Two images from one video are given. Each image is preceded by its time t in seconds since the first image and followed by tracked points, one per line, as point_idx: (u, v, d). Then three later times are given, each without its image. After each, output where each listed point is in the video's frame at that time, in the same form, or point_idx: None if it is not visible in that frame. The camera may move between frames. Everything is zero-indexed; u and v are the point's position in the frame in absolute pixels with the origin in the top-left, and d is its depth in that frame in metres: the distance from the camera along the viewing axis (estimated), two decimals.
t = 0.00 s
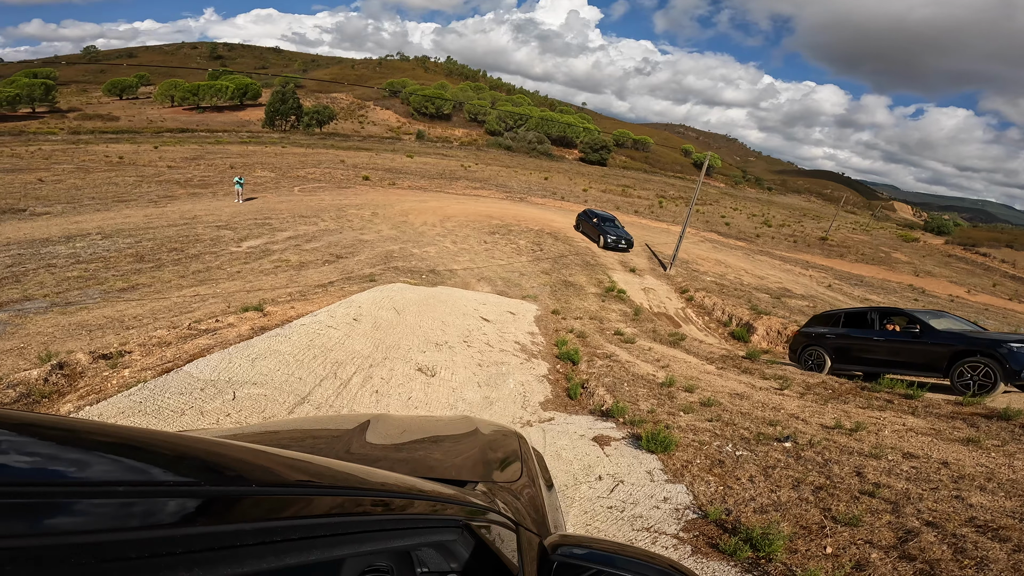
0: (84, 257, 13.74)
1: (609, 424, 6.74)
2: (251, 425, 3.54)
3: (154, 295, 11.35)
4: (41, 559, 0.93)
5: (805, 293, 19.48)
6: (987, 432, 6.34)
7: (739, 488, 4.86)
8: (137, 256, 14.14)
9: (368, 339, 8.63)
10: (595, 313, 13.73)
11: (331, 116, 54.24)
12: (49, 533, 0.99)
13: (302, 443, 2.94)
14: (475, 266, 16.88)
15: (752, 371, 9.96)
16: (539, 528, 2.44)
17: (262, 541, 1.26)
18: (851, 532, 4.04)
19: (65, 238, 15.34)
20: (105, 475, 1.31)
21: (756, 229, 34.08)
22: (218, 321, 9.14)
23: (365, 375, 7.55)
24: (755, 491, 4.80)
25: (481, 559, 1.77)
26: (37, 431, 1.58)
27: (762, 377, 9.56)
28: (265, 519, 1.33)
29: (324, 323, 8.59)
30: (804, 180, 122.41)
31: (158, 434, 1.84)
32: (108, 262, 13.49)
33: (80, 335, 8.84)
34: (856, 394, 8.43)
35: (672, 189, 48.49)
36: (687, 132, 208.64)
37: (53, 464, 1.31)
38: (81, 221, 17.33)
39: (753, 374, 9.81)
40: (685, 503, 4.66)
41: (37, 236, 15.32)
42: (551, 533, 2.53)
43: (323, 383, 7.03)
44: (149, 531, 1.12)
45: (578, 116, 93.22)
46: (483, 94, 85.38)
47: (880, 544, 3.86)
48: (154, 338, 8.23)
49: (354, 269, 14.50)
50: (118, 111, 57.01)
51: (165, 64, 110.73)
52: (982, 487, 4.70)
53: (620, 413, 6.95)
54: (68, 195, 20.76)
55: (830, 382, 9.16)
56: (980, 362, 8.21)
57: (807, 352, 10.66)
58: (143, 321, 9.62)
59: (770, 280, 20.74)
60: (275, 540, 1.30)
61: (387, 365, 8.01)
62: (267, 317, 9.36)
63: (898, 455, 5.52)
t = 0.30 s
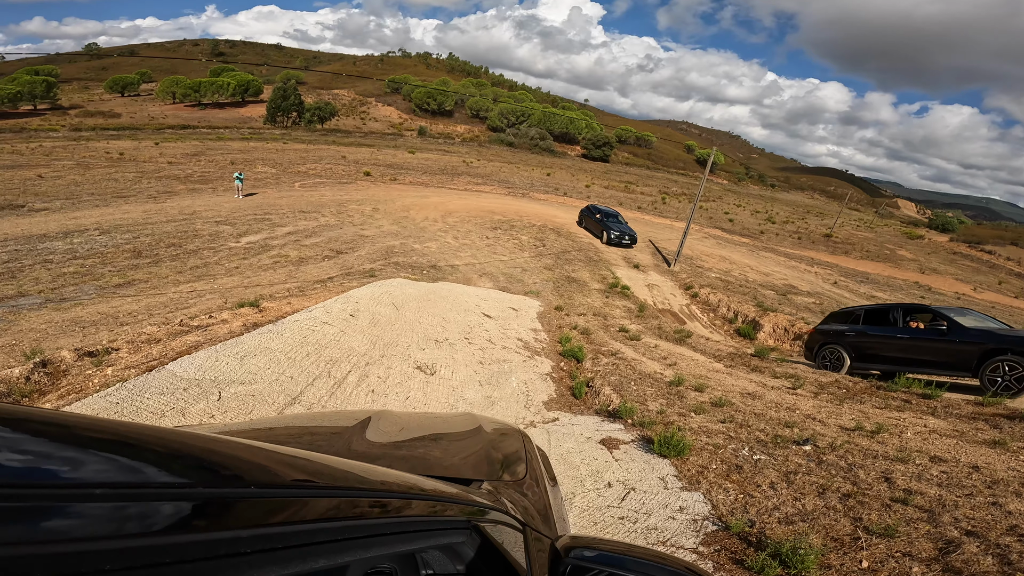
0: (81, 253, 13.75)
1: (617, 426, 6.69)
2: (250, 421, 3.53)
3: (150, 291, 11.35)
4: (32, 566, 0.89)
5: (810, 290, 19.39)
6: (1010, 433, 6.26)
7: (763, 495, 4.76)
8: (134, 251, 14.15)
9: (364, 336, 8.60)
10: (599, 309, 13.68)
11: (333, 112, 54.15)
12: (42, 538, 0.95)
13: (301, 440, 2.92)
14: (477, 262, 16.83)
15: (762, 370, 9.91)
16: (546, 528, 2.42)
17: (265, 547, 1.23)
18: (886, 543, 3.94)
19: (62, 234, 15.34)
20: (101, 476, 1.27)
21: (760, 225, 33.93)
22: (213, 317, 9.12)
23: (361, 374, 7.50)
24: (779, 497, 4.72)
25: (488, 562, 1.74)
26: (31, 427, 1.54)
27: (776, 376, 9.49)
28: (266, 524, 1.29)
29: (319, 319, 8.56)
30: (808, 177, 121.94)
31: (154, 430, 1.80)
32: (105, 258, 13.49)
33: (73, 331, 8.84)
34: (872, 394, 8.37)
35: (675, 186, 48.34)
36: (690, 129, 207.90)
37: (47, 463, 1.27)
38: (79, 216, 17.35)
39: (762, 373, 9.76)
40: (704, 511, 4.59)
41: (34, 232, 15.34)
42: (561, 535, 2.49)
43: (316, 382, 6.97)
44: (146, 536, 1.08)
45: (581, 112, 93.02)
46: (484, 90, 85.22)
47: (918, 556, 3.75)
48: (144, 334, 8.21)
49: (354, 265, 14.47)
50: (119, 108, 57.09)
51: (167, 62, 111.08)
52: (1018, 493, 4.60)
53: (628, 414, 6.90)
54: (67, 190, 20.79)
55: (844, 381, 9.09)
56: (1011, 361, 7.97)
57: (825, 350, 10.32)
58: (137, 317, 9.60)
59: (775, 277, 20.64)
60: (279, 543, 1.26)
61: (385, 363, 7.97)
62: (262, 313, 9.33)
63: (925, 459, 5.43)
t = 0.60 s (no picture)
0: (78, 252, 13.73)
1: (621, 428, 6.66)
2: (246, 417, 3.53)
3: (146, 290, 11.33)
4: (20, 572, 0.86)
5: (814, 289, 19.33)
6: None
7: (778, 503, 4.71)
8: (132, 250, 14.14)
9: (361, 336, 8.56)
10: (601, 308, 13.65)
11: (334, 111, 54.12)
12: (35, 542, 0.93)
13: (298, 438, 2.90)
14: (477, 260, 16.80)
15: (769, 370, 9.87)
16: (548, 533, 2.39)
17: (261, 554, 1.21)
18: (915, 552, 3.86)
19: (60, 232, 15.35)
20: (91, 479, 1.24)
21: (762, 224, 33.86)
22: (209, 316, 9.11)
23: (356, 375, 7.47)
24: (795, 505, 4.67)
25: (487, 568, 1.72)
26: (20, 428, 1.51)
27: (783, 377, 9.45)
28: (259, 530, 1.26)
29: (315, 318, 8.53)
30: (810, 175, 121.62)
31: (144, 431, 1.77)
32: (102, 257, 13.49)
33: (66, 331, 8.82)
34: (883, 395, 8.31)
35: (676, 185, 48.24)
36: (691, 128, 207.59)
37: (35, 465, 1.24)
38: (77, 215, 17.36)
39: (768, 373, 9.73)
40: (714, 520, 4.55)
41: (32, 230, 15.35)
42: (564, 541, 2.47)
43: (308, 383, 6.94)
44: (138, 541, 1.05)
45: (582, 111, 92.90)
46: (485, 89, 85.21)
47: (945, 567, 3.67)
48: (136, 334, 8.19)
49: (353, 263, 14.44)
50: (119, 107, 57.18)
51: (168, 61, 111.21)
52: None
53: (633, 416, 6.86)
54: (65, 189, 20.80)
55: (854, 382, 9.04)
56: None
57: (841, 351, 10.01)
58: (132, 316, 9.59)
59: (778, 276, 20.58)
60: (272, 551, 1.24)
61: (381, 364, 7.94)
62: (257, 312, 9.30)
63: (944, 463, 5.39)
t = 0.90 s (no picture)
0: (78, 250, 13.77)
1: (625, 427, 6.65)
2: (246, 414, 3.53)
3: (147, 287, 11.36)
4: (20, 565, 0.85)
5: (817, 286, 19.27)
6: None
7: (786, 505, 4.69)
8: (132, 248, 14.17)
9: (361, 333, 8.57)
10: (604, 305, 13.63)
11: (335, 108, 54.09)
12: (35, 536, 0.91)
13: (299, 432, 2.90)
14: (479, 257, 16.79)
15: (774, 368, 9.86)
16: (549, 528, 2.38)
17: (261, 548, 1.20)
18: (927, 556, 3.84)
19: (61, 231, 15.40)
20: (92, 471, 1.23)
21: (765, 221, 33.76)
22: (209, 313, 9.13)
23: (356, 373, 7.48)
24: (805, 506, 4.66)
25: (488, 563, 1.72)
26: (24, 418, 1.50)
27: (789, 374, 9.44)
28: (258, 524, 1.25)
29: (314, 316, 8.55)
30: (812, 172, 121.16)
31: (147, 423, 1.76)
32: (103, 255, 13.53)
33: (66, 329, 8.85)
34: (890, 393, 8.29)
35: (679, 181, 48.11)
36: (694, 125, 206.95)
37: (38, 457, 1.23)
38: (79, 213, 17.42)
39: (773, 371, 9.71)
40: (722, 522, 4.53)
41: (33, 229, 15.40)
42: (566, 537, 2.46)
43: (307, 382, 6.93)
44: (140, 535, 1.04)
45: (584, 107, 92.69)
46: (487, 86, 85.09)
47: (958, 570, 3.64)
48: (134, 332, 8.21)
49: (355, 260, 14.45)
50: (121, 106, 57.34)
51: (170, 60, 111.43)
52: None
53: (637, 415, 6.85)
54: (67, 187, 20.87)
55: (861, 380, 9.02)
56: None
57: (857, 349, 9.88)
58: (132, 314, 9.61)
59: (782, 272, 20.52)
60: (272, 545, 1.23)
61: (382, 362, 7.95)
62: (258, 310, 9.31)
63: (955, 463, 5.37)
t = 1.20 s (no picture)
0: (82, 248, 13.83)
1: (630, 424, 6.64)
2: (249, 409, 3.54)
3: (149, 285, 11.41)
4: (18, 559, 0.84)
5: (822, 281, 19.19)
6: None
7: (794, 505, 4.68)
8: (135, 246, 14.22)
9: (362, 330, 8.58)
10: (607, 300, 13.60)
11: (337, 105, 54.04)
12: (37, 529, 0.91)
13: (302, 427, 2.90)
14: (482, 253, 16.78)
15: (779, 364, 9.84)
16: (551, 524, 2.37)
17: (261, 543, 1.18)
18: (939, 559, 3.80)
19: (64, 229, 15.47)
20: (97, 464, 1.23)
21: (770, 217, 33.59)
22: (211, 310, 9.15)
23: (357, 370, 7.48)
24: (815, 507, 4.64)
25: (489, 558, 1.72)
26: (28, 412, 1.50)
27: (794, 370, 9.41)
28: (259, 519, 1.24)
29: (315, 312, 8.57)
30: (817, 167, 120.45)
31: (151, 417, 1.76)
32: (106, 252, 13.59)
33: (69, 327, 8.90)
34: (896, 389, 8.25)
35: (682, 177, 47.91)
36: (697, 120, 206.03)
37: (42, 450, 1.23)
38: (82, 211, 17.49)
39: (778, 367, 9.68)
40: (729, 523, 4.51)
41: (37, 227, 15.48)
42: (568, 533, 2.45)
43: (307, 380, 6.94)
44: (144, 528, 1.04)
45: (586, 103, 92.33)
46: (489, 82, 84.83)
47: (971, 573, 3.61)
48: (135, 330, 8.25)
49: (357, 257, 14.45)
50: (124, 104, 57.48)
51: (172, 58, 111.64)
52: None
53: (642, 412, 6.84)
54: (70, 186, 20.95)
55: (868, 376, 8.99)
56: None
57: (874, 347, 9.73)
58: (134, 312, 9.65)
59: (786, 268, 20.42)
60: (273, 540, 1.22)
61: (384, 359, 7.96)
62: (260, 307, 9.33)
63: (966, 462, 5.33)
